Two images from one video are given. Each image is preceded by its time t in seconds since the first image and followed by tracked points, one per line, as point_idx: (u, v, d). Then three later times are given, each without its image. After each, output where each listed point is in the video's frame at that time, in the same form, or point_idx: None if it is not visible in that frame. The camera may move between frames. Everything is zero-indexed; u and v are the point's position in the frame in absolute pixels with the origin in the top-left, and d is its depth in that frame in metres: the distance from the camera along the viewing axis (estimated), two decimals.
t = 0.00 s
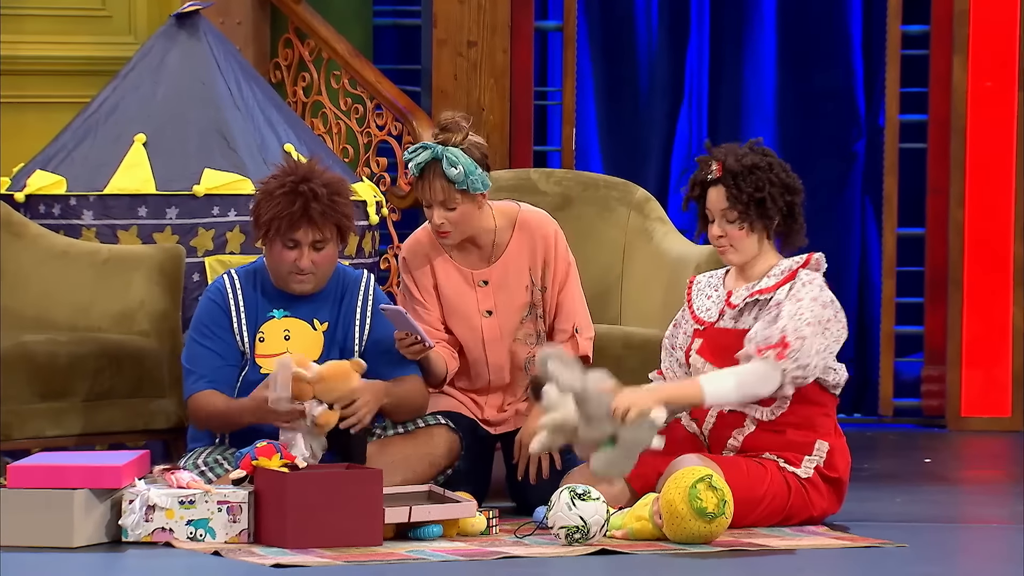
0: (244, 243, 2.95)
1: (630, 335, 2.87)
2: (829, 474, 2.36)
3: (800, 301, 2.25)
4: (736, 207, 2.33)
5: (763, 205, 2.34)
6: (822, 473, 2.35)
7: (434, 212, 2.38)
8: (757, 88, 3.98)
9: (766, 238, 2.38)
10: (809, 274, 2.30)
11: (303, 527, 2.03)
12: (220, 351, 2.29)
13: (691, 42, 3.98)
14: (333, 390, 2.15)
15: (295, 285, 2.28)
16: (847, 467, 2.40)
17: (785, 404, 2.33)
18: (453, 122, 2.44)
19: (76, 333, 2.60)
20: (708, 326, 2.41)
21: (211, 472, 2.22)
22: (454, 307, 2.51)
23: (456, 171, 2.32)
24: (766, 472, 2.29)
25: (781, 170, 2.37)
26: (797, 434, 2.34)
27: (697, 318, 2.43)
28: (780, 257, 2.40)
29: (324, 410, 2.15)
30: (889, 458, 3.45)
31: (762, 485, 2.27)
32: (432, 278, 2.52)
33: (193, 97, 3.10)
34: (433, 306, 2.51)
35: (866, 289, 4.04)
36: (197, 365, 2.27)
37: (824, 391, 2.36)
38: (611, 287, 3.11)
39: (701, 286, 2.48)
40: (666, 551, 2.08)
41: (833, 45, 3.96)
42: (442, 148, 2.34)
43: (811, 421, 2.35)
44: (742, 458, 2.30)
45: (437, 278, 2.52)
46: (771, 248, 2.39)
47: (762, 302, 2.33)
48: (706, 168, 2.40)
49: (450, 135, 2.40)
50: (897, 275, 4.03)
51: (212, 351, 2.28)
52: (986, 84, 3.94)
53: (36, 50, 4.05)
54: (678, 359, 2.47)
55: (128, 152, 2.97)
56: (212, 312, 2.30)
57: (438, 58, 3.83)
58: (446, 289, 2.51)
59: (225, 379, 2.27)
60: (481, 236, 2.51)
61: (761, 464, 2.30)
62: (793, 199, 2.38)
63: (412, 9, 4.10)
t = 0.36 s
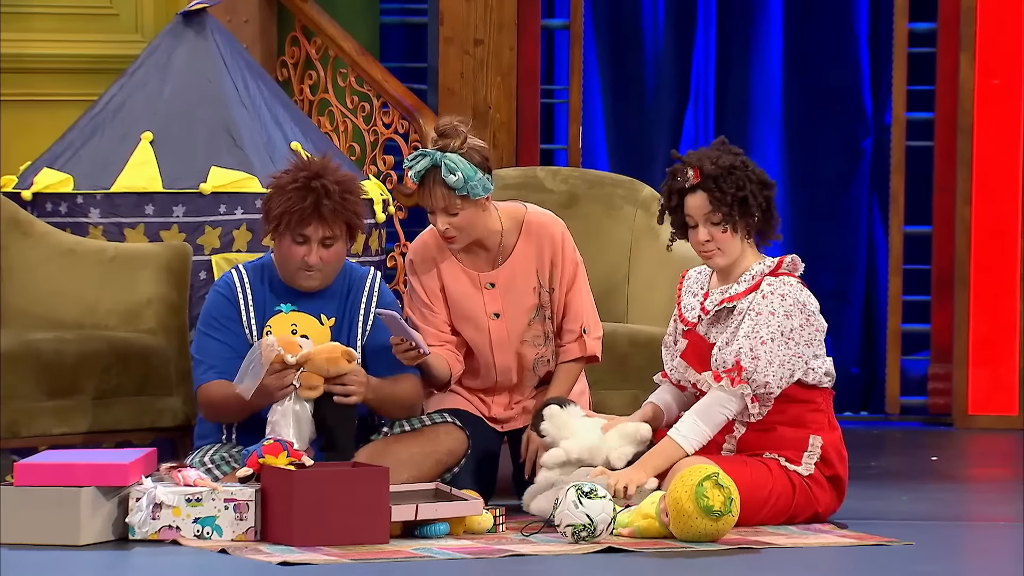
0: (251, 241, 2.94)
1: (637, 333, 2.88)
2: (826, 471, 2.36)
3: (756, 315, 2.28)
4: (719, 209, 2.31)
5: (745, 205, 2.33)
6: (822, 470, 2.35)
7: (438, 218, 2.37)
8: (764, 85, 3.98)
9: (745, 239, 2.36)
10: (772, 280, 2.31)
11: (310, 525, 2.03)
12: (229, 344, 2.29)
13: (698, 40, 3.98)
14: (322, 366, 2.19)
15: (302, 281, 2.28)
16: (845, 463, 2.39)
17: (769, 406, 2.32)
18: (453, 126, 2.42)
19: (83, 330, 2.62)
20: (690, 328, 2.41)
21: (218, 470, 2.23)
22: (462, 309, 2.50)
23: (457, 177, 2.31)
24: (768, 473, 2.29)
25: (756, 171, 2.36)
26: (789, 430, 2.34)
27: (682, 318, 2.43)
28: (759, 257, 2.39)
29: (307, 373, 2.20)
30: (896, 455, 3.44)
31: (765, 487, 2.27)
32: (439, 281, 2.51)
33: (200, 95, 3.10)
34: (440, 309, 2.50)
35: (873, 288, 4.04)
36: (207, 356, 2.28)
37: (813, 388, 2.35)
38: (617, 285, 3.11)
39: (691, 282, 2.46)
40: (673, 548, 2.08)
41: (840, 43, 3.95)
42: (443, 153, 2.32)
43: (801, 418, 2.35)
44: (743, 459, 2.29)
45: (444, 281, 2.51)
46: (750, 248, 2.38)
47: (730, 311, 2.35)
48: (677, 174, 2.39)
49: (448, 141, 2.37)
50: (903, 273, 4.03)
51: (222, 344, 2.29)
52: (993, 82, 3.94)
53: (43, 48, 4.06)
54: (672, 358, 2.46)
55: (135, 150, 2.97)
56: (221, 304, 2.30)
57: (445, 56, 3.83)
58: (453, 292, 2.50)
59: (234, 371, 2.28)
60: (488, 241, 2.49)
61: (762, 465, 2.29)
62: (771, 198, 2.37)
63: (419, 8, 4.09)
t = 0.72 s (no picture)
0: (256, 239, 2.95)
1: (641, 331, 2.88)
2: (834, 471, 2.36)
3: (786, 309, 2.28)
4: (726, 205, 2.31)
5: (752, 201, 2.32)
6: (829, 469, 2.35)
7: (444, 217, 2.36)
8: (768, 83, 3.97)
9: (754, 235, 2.36)
10: (794, 273, 2.31)
11: (314, 523, 2.03)
12: (229, 345, 2.30)
13: (703, 38, 3.98)
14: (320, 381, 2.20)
15: (304, 281, 2.29)
16: (854, 464, 2.39)
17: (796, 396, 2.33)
18: (449, 125, 2.41)
19: (88, 329, 2.64)
20: (701, 325, 2.41)
21: (222, 467, 2.22)
22: (469, 307, 2.50)
23: (457, 176, 2.30)
24: (775, 472, 2.29)
25: (764, 164, 2.36)
26: (798, 429, 2.35)
27: (690, 315, 2.44)
28: (770, 252, 2.39)
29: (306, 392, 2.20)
30: (900, 454, 3.44)
31: (771, 485, 2.27)
32: (446, 278, 2.51)
33: (205, 93, 3.10)
34: (448, 305, 2.50)
35: (877, 286, 4.03)
36: (205, 358, 2.29)
37: (824, 386, 2.36)
38: (622, 283, 3.11)
39: (695, 280, 2.48)
40: (678, 547, 2.08)
41: (845, 42, 3.95)
42: (441, 152, 2.31)
43: (812, 417, 2.35)
44: (750, 458, 2.29)
45: (452, 279, 2.51)
46: (760, 244, 2.38)
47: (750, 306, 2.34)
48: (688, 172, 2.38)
49: (446, 140, 2.37)
50: (908, 272, 4.03)
51: (221, 346, 2.30)
52: (999, 80, 3.94)
53: (47, 46, 4.06)
54: (677, 350, 2.47)
55: (140, 148, 2.97)
56: (222, 304, 2.31)
57: (449, 54, 3.83)
58: (460, 289, 2.50)
59: (233, 371, 2.29)
60: (496, 238, 2.49)
61: (769, 464, 2.29)
62: (779, 193, 2.37)
63: (422, 6, 4.08)
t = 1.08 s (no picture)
0: (256, 240, 2.95)
1: (643, 331, 2.87)
2: (839, 471, 2.36)
3: (803, 309, 2.28)
4: (752, 198, 2.32)
5: (778, 192, 2.35)
6: (833, 470, 2.36)
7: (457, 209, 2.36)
8: (769, 82, 3.97)
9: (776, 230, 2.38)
10: (812, 274, 2.32)
11: (316, 522, 2.03)
12: (229, 348, 2.30)
13: (704, 38, 3.98)
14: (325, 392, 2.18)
15: (307, 286, 2.29)
16: (859, 466, 2.40)
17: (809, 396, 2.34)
18: (461, 115, 2.41)
19: (89, 328, 2.64)
20: (716, 322, 2.41)
21: (224, 467, 2.22)
22: (478, 300, 2.50)
23: (467, 167, 2.30)
24: (777, 471, 2.29)
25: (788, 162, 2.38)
26: (805, 429, 2.35)
27: (704, 311, 2.44)
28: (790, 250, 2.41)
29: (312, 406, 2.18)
30: (902, 454, 3.44)
31: (774, 484, 2.27)
32: (455, 271, 2.52)
33: (207, 93, 3.10)
34: (455, 298, 2.51)
35: (879, 286, 4.03)
36: (205, 361, 2.28)
37: (834, 388, 2.36)
38: (623, 283, 3.11)
39: (711, 277, 2.47)
40: (679, 547, 2.08)
41: (846, 42, 3.95)
42: (452, 144, 2.32)
43: (819, 418, 2.35)
44: (753, 456, 2.30)
45: (461, 271, 2.52)
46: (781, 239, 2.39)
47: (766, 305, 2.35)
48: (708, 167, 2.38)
49: (458, 130, 2.37)
50: (909, 272, 4.02)
51: (221, 348, 2.30)
52: (1000, 80, 3.94)
53: (48, 47, 4.06)
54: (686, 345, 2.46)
55: (141, 148, 2.97)
56: (223, 306, 2.31)
57: (450, 54, 3.83)
58: (469, 281, 2.51)
59: (232, 375, 2.29)
60: (507, 229, 2.50)
61: (772, 463, 2.30)
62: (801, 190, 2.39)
63: (423, 6, 4.08)
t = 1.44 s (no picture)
0: (257, 240, 2.95)
1: (643, 332, 2.87)
2: (841, 471, 2.36)
3: (818, 309, 2.29)
4: (746, 199, 2.32)
5: (772, 198, 2.33)
6: (834, 470, 2.36)
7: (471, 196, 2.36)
8: (770, 81, 3.97)
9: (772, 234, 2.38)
10: (817, 271, 2.32)
11: (317, 522, 2.03)
12: (226, 353, 2.29)
13: (704, 38, 3.98)
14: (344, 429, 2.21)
15: (323, 294, 2.29)
16: (860, 465, 2.40)
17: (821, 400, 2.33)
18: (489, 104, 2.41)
19: (90, 328, 2.65)
20: (715, 324, 2.41)
21: (224, 469, 2.22)
22: (482, 293, 2.51)
23: (492, 155, 2.31)
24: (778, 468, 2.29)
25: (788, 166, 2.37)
26: (807, 428, 2.35)
27: (702, 314, 2.44)
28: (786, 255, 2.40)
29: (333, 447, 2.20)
30: (902, 454, 3.44)
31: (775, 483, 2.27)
32: (459, 264, 2.52)
33: (208, 93, 3.10)
34: (459, 292, 2.52)
35: (879, 286, 4.03)
36: (201, 366, 2.27)
37: (836, 387, 2.36)
38: (624, 283, 3.11)
39: (707, 281, 2.47)
40: (680, 547, 2.08)
41: (846, 42, 3.95)
42: (477, 130, 2.32)
43: (823, 418, 2.35)
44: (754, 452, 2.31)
45: (467, 265, 2.53)
46: (776, 243, 2.39)
47: (773, 306, 2.34)
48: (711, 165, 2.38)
49: (485, 119, 2.37)
50: (909, 272, 4.02)
51: (217, 355, 2.29)
52: (1000, 80, 3.94)
53: (48, 47, 4.06)
54: (683, 347, 2.46)
55: (142, 148, 2.97)
56: (221, 311, 2.30)
57: (450, 54, 3.83)
58: (474, 275, 2.52)
59: (229, 382, 2.29)
60: (515, 222, 2.51)
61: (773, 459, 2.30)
62: (801, 195, 2.38)
63: (424, 6, 4.09)
